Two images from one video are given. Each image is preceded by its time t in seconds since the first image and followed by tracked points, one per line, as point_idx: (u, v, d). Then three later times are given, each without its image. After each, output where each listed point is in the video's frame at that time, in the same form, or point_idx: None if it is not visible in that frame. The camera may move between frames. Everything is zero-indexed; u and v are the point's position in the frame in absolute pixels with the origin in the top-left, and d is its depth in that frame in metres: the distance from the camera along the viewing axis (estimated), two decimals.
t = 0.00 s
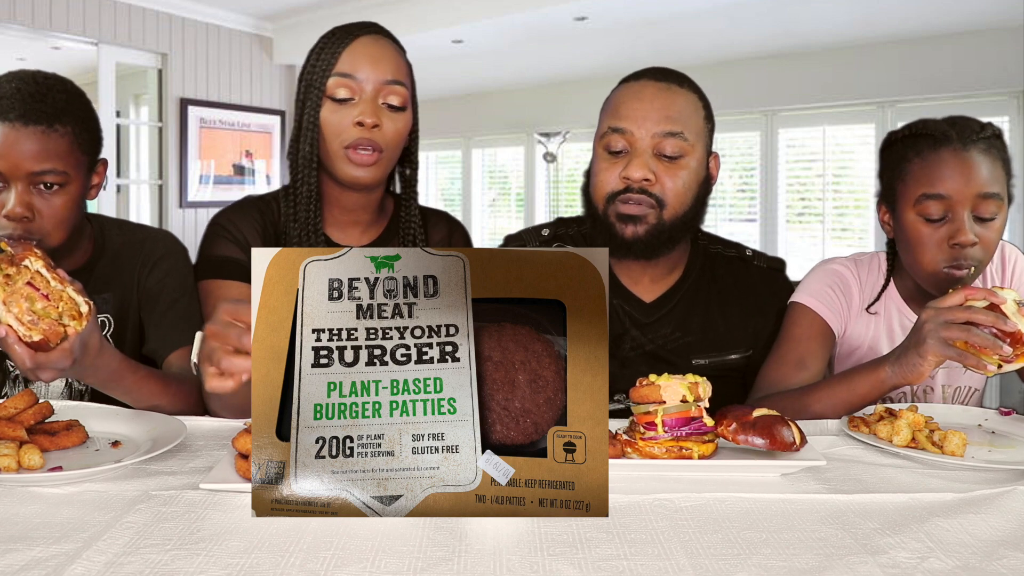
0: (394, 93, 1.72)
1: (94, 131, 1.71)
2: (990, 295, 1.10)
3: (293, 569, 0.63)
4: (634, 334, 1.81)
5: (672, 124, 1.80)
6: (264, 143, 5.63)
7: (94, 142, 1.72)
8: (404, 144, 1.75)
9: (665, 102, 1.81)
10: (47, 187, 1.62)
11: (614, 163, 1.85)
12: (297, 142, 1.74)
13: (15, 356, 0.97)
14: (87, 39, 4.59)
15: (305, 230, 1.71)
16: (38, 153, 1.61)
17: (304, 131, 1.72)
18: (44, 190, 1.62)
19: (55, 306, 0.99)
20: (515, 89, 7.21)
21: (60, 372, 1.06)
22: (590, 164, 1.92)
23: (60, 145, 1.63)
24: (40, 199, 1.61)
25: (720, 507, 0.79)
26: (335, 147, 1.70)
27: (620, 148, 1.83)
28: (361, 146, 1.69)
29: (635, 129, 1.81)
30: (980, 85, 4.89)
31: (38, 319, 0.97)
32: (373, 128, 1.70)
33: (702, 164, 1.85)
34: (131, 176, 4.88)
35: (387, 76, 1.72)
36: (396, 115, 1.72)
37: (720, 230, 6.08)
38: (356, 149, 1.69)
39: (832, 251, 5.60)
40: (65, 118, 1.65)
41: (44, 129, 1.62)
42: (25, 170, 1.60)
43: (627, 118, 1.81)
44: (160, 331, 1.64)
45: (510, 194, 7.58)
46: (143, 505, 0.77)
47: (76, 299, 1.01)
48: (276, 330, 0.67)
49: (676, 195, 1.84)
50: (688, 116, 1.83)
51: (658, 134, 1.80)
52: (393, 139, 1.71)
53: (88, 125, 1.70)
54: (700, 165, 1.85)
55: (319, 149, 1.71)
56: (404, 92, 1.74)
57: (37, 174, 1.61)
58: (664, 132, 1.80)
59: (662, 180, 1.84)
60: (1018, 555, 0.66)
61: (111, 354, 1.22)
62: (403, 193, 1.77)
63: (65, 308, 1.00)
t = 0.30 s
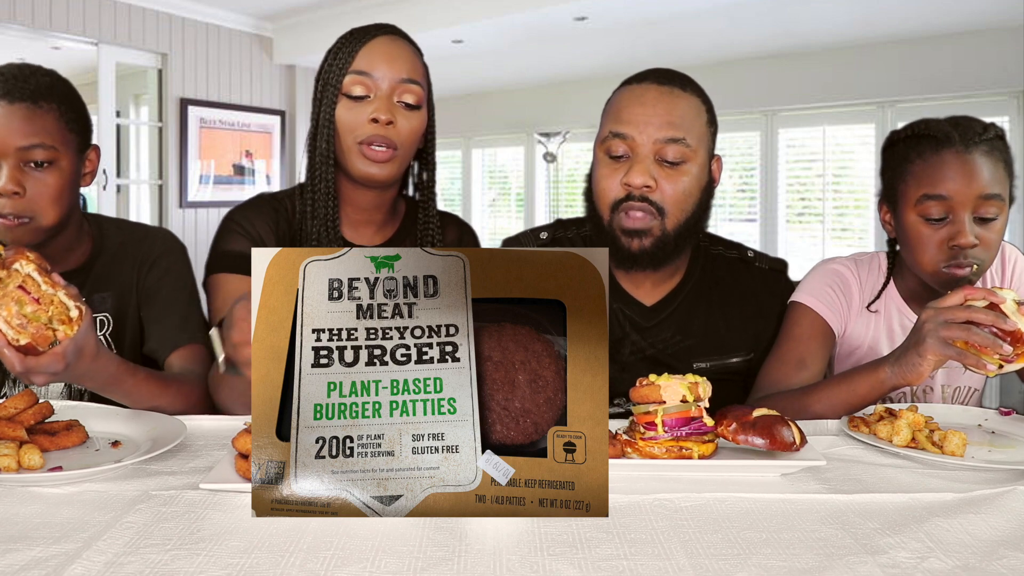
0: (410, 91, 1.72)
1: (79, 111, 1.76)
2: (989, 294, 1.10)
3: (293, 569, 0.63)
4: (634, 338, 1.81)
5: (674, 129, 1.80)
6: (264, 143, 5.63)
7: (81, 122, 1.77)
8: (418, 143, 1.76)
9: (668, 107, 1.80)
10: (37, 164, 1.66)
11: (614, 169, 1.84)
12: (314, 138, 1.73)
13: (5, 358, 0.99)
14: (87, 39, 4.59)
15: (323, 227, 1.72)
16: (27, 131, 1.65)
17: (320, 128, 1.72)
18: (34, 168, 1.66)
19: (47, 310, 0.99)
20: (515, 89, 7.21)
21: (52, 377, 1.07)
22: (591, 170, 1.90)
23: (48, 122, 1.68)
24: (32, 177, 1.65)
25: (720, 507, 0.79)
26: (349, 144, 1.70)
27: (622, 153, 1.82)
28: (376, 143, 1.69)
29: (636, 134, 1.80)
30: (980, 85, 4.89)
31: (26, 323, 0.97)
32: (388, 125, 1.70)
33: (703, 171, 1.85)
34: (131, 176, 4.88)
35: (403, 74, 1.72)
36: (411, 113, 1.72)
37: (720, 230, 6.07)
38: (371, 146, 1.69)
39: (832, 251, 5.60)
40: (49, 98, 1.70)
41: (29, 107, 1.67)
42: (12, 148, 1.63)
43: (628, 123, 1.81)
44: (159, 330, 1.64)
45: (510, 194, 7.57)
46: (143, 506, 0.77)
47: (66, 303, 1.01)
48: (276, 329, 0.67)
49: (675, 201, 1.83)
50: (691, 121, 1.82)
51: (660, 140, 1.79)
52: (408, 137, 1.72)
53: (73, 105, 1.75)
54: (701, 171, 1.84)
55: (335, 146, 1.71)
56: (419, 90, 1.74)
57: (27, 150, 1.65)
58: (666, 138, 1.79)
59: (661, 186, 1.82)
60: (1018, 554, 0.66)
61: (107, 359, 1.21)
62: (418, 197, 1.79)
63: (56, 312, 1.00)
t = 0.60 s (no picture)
0: (406, 87, 1.71)
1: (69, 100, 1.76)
2: (988, 294, 1.11)
3: (293, 569, 0.63)
4: (634, 340, 1.81)
5: (676, 130, 1.79)
6: (264, 143, 5.61)
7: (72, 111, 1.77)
8: (417, 139, 1.76)
9: (670, 108, 1.80)
10: (31, 152, 1.66)
11: (614, 168, 1.84)
12: (314, 143, 1.73)
13: None
14: (87, 39, 4.59)
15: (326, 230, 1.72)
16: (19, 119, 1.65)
17: (319, 132, 1.72)
18: (28, 155, 1.66)
19: (40, 305, 0.98)
20: (515, 89, 7.21)
21: (48, 376, 1.08)
22: (591, 167, 1.90)
23: (40, 110, 1.68)
24: (26, 164, 1.65)
25: (720, 507, 0.79)
26: (349, 146, 1.70)
27: (623, 152, 1.81)
28: (377, 142, 1.69)
29: (638, 134, 1.79)
30: (980, 85, 4.89)
31: (21, 318, 0.97)
32: (388, 123, 1.69)
33: (705, 172, 1.84)
34: (131, 176, 4.88)
35: (399, 73, 1.72)
36: (409, 109, 1.72)
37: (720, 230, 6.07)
38: (372, 145, 1.69)
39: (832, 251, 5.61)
40: (40, 86, 1.70)
41: (21, 96, 1.67)
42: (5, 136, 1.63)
43: (630, 122, 1.80)
44: (156, 330, 1.63)
45: (510, 194, 7.57)
46: (143, 506, 0.77)
47: (59, 299, 1.00)
48: (276, 329, 0.67)
49: (678, 202, 1.82)
50: (692, 122, 1.82)
51: (661, 140, 1.79)
52: (408, 134, 1.72)
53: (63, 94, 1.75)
54: (703, 172, 1.84)
55: (335, 149, 1.71)
56: (416, 86, 1.73)
57: (20, 138, 1.64)
58: (667, 138, 1.79)
59: (664, 185, 1.81)
60: (1019, 555, 0.66)
61: (106, 359, 1.20)
62: (419, 194, 1.80)
63: (48, 308, 0.99)
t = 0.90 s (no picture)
0: (406, 85, 1.71)
1: (70, 98, 1.78)
2: (988, 294, 1.11)
3: (293, 569, 0.63)
4: (631, 342, 1.81)
5: (675, 127, 1.80)
6: (264, 143, 5.61)
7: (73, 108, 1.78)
8: (420, 140, 1.76)
9: (670, 105, 1.81)
10: (33, 147, 1.68)
11: (613, 163, 1.83)
12: (316, 144, 1.74)
13: (6, 334, 0.98)
14: (87, 39, 4.59)
15: (332, 230, 1.70)
16: (22, 116, 1.68)
17: (321, 132, 1.72)
18: (31, 151, 1.68)
19: (50, 289, 0.99)
20: (514, 89, 7.21)
21: (56, 361, 1.09)
22: (588, 163, 1.90)
23: (42, 106, 1.70)
24: (28, 159, 1.67)
25: (720, 507, 0.79)
26: (353, 145, 1.70)
27: (622, 148, 1.81)
28: (380, 140, 1.69)
29: (638, 130, 1.80)
30: (980, 85, 4.89)
31: (30, 300, 0.97)
32: (391, 121, 1.69)
33: (703, 172, 1.84)
34: (131, 176, 4.88)
35: (399, 71, 1.72)
36: (411, 107, 1.72)
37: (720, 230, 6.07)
38: (375, 143, 1.69)
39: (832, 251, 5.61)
40: (41, 83, 1.72)
41: (23, 93, 1.69)
42: (8, 133, 1.65)
43: (630, 118, 1.81)
44: (155, 332, 1.63)
45: (510, 194, 7.58)
46: (143, 506, 0.77)
47: (69, 282, 1.01)
48: (276, 329, 0.68)
49: (672, 200, 1.82)
50: (692, 120, 1.82)
51: (661, 137, 1.79)
52: (412, 131, 1.72)
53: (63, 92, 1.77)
54: (701, 173, 1.84)
55: (337, 149, 1.71)
56: (416, 83, 1.73)
57: (22, 133, 1.67)
58: (667, 135, 1.79)
59: (660, 183, 1.82)
60: (1018, 555, 0.66)
61: (111, 352, 1.21)
62: (420, 195, 1.80)
63: (57, 292, 0.99)
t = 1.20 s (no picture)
0: (410, 87, 1.71)
1: (74, 99, 1.79)
2: (988, 294, 1.11)
3: (293, 569, 0.63)
4: (631, 334, 1.82)
5: (683, 128, 1.79)
6: (264, 143, 5.62)
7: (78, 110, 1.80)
8: (423, 140, 1.76)
9: (681, 105, 1.80)
10: (38, 145, 1.68)
11: (619, 159, 1.82)
12: (317, 146, 1.73)
13: (8, 327, 0.99)
14: (87, 39, 4.59)
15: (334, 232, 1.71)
16: (28, 114, 1.68)
17: (324, 134, 1.71)
18: (36, 149, 1.68)
19: (51, 283, 0.99)
20: (514, 89, 7.21)
21: (56, 356, 1.07)
22: (594, 157, 1.89)
23: (47, 105, 1.71)
24: (33, 157, 1.68)
25: (720, 507, 0.79)
26: (357, 147, 1.69)
27: (631, 144, 1.81)
28: (382, 143, 1.68)
29: (648, 128, 1.79)
30: (980, 85, 4.89)
31: (30, 293, 0.97)
32: (394, 124, 1.69)
33: (707, 174, 1.84)
34: (131, 176, 4.88)
35: (403, 73, 1.71)
36: (414, 109, 1.72)
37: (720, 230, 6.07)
38: (378, 146, 1.68)
39: (832, 251, 5.62)
40: (47, 82, 1.73)
41: (29, 92, 1.69)
42: (13, 131, 1.66)
43: (641, 115, 1.80)
44: (156, 333, 1.63)
45: (510, 194, 7.57)
46: (143, 506, 0.77)
47: (70, 276, 1.01)
48: (276, 330, 0.68)
49: (678, 199, 1.82)
50: (701, 122, 1.82)
51: (669, 137, 1.79)
52: (415, 134, 1.72)
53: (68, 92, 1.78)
54: (706, 175, 1.84)
55: (340, 151, 1.71)
56: (420, 85, 1.73)
57: (27, 132, 1.67)
58: (675, 136, 1.79)
59: (667, 180, 1.82)
60: (1018, 555, 0.66)
61: (113, 352, 1.21)
62: (422, 196, 1.82)
63: (58, 286, 0.99)
